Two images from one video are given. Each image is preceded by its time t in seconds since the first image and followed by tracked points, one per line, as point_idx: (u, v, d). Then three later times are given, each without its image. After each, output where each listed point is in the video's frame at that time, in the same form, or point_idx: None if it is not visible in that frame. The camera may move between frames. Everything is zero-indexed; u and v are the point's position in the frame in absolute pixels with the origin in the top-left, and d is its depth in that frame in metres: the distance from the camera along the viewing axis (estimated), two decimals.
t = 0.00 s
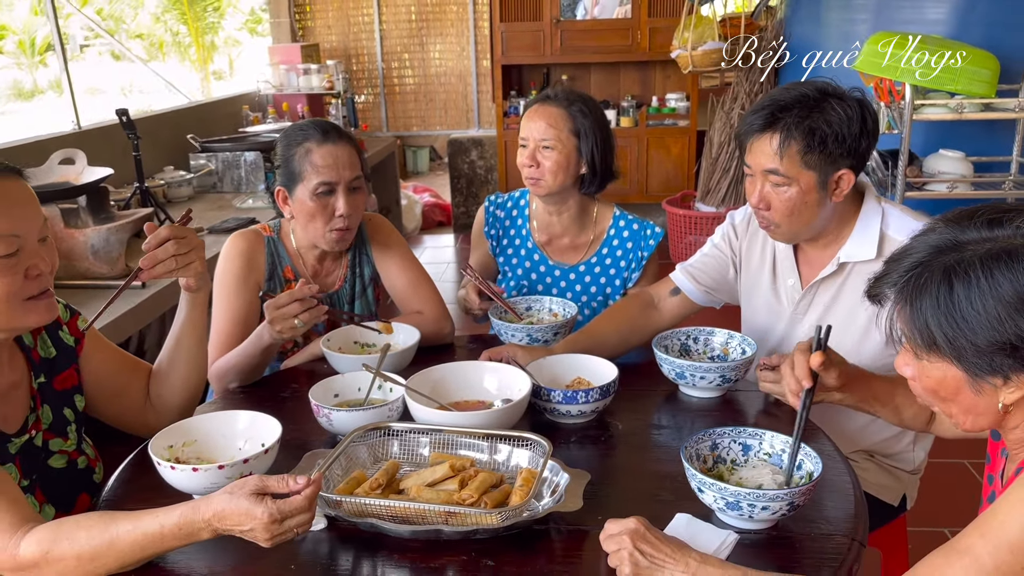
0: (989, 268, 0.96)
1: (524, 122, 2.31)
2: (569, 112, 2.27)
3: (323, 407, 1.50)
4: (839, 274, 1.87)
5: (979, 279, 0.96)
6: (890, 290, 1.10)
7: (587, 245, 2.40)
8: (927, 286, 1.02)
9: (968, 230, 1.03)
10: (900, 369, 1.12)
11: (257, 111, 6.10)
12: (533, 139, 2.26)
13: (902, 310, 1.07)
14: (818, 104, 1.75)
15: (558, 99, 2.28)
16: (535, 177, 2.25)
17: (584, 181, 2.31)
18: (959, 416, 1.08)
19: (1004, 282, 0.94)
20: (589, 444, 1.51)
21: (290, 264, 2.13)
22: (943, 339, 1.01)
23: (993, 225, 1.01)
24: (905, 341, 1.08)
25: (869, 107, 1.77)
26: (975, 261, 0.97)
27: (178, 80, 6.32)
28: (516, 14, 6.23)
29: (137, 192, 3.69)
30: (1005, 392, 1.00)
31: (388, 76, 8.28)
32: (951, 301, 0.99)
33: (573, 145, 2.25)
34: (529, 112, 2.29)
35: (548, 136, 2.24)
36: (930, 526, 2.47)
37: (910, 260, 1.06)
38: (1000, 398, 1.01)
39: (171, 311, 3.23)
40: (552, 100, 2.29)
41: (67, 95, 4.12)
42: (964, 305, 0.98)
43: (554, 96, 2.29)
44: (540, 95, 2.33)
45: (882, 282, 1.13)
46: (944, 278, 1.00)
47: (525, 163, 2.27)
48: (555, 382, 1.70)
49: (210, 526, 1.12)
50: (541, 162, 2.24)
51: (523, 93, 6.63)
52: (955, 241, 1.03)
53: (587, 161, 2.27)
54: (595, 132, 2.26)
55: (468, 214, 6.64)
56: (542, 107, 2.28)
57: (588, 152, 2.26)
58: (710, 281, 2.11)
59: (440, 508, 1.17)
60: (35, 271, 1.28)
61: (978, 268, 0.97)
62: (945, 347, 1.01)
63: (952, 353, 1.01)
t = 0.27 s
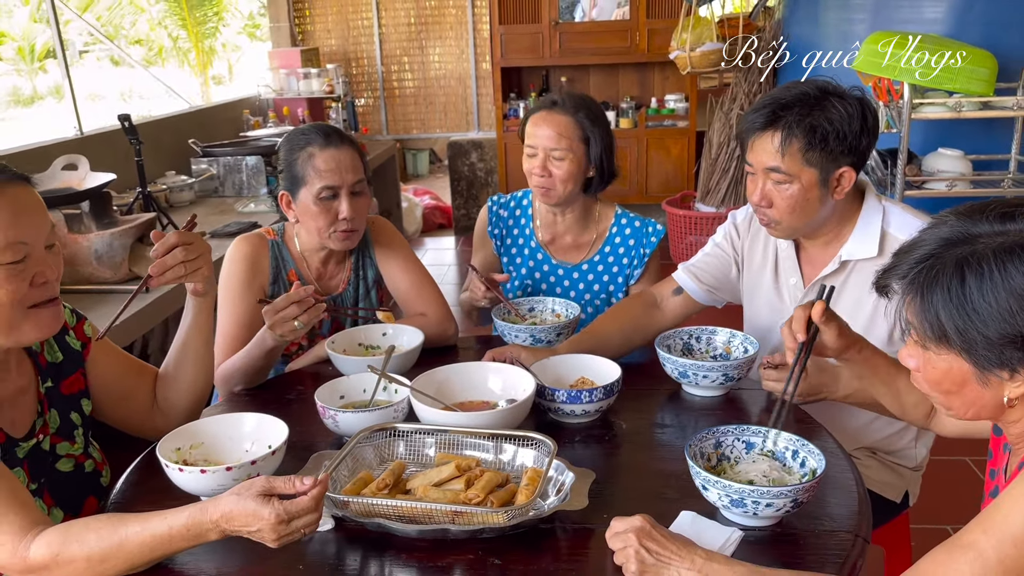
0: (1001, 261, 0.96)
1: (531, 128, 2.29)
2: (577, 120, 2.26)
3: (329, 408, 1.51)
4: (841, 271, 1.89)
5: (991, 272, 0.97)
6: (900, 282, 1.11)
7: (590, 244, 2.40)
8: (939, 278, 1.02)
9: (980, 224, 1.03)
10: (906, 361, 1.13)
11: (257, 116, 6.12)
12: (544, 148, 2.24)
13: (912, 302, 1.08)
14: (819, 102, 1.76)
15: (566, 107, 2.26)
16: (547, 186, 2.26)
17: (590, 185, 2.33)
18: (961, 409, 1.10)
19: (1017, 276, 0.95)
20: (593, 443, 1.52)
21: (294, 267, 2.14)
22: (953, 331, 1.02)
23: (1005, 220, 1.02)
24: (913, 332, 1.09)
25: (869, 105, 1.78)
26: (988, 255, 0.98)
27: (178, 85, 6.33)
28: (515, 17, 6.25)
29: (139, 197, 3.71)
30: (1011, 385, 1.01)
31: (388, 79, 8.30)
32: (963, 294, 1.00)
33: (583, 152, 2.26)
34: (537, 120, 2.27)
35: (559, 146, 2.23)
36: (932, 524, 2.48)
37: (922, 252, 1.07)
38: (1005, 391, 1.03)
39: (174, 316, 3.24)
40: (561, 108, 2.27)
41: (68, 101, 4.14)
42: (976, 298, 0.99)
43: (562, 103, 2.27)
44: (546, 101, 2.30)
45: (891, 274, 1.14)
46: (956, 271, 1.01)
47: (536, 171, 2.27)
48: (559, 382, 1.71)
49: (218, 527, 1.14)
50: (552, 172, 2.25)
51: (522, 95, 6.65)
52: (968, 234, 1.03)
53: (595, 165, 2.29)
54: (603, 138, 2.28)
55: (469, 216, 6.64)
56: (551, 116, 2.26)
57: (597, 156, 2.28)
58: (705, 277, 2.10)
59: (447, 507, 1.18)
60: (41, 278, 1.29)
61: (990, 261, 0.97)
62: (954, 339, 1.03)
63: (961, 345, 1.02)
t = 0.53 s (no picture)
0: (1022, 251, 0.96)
1: (544, 140, 2.20)
2: (595, 133, 2.20)
3: (331, 411, 1.52)
4: (841, 270, 1.90)
5: (1010, 262, 0.97)
6: (911, 268, 1.11)
7: (593, 245, 2.41)
8: (954, 265, 1.02)
9: (998, 213, 1.03)
10: (909, 347, 1.14)
11: (256, 120, 6.13)
12: (564, 165, 2.17)
13: (923, 287, 1.08)
14: (818, 102, 1.76)
15: (585, 121, 2.19)
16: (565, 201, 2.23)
17: (602, 190, 2.35)
18: (956, 396, 1.12)
19: None
20: (594, 444, 1.52)
21: (294, 272, 2.14)
22: (964, 317, 1.03)
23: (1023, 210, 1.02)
24: (921, 317, 1.10)
25: (868, 103, 1.78)
26: (1007, 245, 0.98)
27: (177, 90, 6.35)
28: (513, 20, 6.26)
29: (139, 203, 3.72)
30: (1013, 374, 1.03)
31: (387, 83, 8.31)
32: (978, 282, 1.00)
33: (598, 163, 2.23)
34: (553, 134, 2.19)
35: (580, 162, 2.17)
36: (934, 523, 2.48)
37: (937, 238, 1.07)
38: (1007, 381, 1.05)
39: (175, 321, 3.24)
40: (578, 122, 2.19)
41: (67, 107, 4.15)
42: (992, 287, 0.99)
43: (580, 117, 2.18)
44: (560, 111, 2.20)
45: (902, 259, 1.14)
46: (973, 259, 1.01)
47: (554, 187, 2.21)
48: (560, 383, 1.72)
49: (222, 533, 1.14)
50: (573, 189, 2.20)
51: (521, 97, 6.66)
52: (984, 222, 1.03)
53: (607, 172, 2.29)
54: (616, 144, 2.26)
55: (468, 219, 6.65)
56: (570, 132, 2.17)
57: (612, 164, 2.28)
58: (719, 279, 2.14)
59: (448, 509, 1.19)
60: (35, 285, 1.30)
61: (1010, 251, 0.98)
62: (964, 325, 1.03)
63: (971, 332, 1.03)
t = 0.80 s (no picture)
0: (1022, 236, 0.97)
1: (555, 141, 2.19)
2: (605, 136, 2.19)
3: (330, 407, 1.53)
4: (840, 259, 1.92)
5: (1010, 246, 0.98)
6: (910, 252, 1.12)
7: (597, 243, 2.41)
8: (954, 248, 1.03)
9: (999, 199, 1.04)
10: (905, 331, 1.15)
11: (255, 123, 6.14)
12: (574, 166, 2.16)
13: (922, 270, 1.09)
14: (826, 93, 1.78)
15: (597, 124, 2.18)
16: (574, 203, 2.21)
17: (611, 193, 2.36)
18: (950, 383, 1.12)
19: None
20: (592, 438, 1.53)
21: (292, 271, 2.16)
22: (961, 300, 1.03)
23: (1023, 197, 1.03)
24: (918, 301, 1.10)
25: (873, 95, 1.81)
26: (1008, 229, 0.99)
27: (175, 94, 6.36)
28: (510, 22, 6.27)
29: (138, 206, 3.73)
30: (1005, 361, 1.04)
31: (385, 85, 8.32)
32: (977, 266, 1.01)
33: (607, 165, 2.23)
34: (563, 136, 2.17)
35: (590, 165, 2.16)
36: (934, 517, 2.49)
37: (938, 221, 1.08)
38: (997, 366, 1.05)
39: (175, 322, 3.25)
40: (591, 125, 2.17)
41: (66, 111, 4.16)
42: (990, 270, 1.00)
43: (592, 119, 2.17)
44: (571, 112, 2.18)
45: (902, 243, 1.15)
46: (973, 243, 1.01)
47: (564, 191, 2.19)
48: (557, 378, 1.73)
49: (225, 531, 1.15)
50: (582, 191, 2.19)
51: (519, 98, 6.68)
52: (985, 207, 1.04)
53: (615, 173, 2.29)
54: (626, 147, 2.26)
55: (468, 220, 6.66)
56: (581, 135, 2.16)
57: (621, 167, 2.28)
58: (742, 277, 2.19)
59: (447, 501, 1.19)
60: (25, 286, 1.32)
61: (1011, 236, 0.98)
62: (961, 309, 1.04)
63: (966, 315, 1.04)
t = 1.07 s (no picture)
0: (1011, 222, 0.99)
1: (560, 138, 2.20)
2: (611, 133, 2.21)
3: (336, 399, 1.54)
4: (845, 246, 1.94)
5: (1000, 232, 1.00)
6: (904, 243, 1.14)
7: (600, 238, 2.43)
8: (944, 238, 1.05)
9: (985, 186, 1.06)
10: (902, 321, 1.17)
11: (256, 125, 6.16)
12: (580, 163, 2.18)
13: (915, 261, 1.10)
14: (828, 94, 1.79)
15: (603, 121, 2.19)
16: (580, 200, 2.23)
17: (615, 187, 2.37)
18: (953, 370, 1.13)
19: None
20: (596, 427, 1.55)
21: (297, 267, 2.18)
22: (956, 289, 1.05)
23: (1009, 184, 1.05)
24: (914, 291, 1.12)
25: (874, 90, 1.82)
26: (998, 216, 1.00)
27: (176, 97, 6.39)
28: (510, 22, 6.30)
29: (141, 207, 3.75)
30: (1004, 345, 1.05)
31: (385, 86, 8.35)
32: (969, 254, 1.02)
33: (613, 162, 2.25)
34: (569, 133, 2.18)
35: (596, 161, 2.18)
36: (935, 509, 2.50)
37: (928, 212, 1.09)
38: (998, 351, 1.06)
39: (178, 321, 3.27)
40: (597, 122, 2.19)
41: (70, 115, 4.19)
42: (983, 257, 1.01)
43: (598, 116, 2.19)
44: (577, 109, 2.20)
45: (895, 235, 1.17)
46: (964, 231, 1.03)
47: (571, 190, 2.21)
48: (560, 369, 1.75)
49: (240, 522, 1.17)
50: (588, 187, 2.21)
51: (519, 98, 6.70)
52: (973, 196, 1.06)
53: (620, 170, 2.31)
54: (631, 144, 2.28)
55: (469, 221, 6.67)
56: (588, 131, 2.17)
57: (626, 163, 2.30)
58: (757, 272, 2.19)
59: (453, 487, 1.21)
60: (26, 282, 1.33)
61: (1000, 222, 1.00)
62: (956, 297, 1.05)
63: (961, 303, 1.05)
